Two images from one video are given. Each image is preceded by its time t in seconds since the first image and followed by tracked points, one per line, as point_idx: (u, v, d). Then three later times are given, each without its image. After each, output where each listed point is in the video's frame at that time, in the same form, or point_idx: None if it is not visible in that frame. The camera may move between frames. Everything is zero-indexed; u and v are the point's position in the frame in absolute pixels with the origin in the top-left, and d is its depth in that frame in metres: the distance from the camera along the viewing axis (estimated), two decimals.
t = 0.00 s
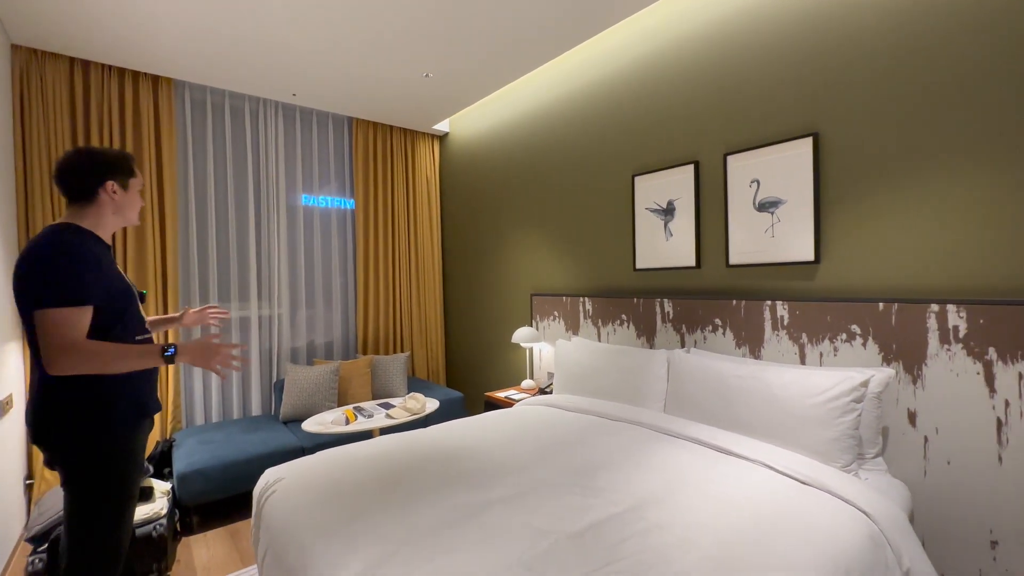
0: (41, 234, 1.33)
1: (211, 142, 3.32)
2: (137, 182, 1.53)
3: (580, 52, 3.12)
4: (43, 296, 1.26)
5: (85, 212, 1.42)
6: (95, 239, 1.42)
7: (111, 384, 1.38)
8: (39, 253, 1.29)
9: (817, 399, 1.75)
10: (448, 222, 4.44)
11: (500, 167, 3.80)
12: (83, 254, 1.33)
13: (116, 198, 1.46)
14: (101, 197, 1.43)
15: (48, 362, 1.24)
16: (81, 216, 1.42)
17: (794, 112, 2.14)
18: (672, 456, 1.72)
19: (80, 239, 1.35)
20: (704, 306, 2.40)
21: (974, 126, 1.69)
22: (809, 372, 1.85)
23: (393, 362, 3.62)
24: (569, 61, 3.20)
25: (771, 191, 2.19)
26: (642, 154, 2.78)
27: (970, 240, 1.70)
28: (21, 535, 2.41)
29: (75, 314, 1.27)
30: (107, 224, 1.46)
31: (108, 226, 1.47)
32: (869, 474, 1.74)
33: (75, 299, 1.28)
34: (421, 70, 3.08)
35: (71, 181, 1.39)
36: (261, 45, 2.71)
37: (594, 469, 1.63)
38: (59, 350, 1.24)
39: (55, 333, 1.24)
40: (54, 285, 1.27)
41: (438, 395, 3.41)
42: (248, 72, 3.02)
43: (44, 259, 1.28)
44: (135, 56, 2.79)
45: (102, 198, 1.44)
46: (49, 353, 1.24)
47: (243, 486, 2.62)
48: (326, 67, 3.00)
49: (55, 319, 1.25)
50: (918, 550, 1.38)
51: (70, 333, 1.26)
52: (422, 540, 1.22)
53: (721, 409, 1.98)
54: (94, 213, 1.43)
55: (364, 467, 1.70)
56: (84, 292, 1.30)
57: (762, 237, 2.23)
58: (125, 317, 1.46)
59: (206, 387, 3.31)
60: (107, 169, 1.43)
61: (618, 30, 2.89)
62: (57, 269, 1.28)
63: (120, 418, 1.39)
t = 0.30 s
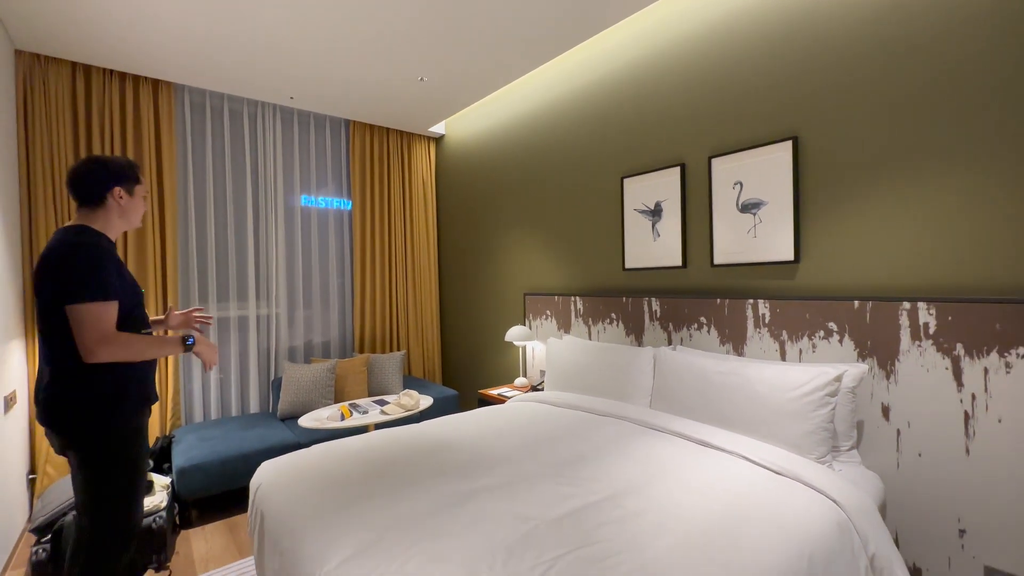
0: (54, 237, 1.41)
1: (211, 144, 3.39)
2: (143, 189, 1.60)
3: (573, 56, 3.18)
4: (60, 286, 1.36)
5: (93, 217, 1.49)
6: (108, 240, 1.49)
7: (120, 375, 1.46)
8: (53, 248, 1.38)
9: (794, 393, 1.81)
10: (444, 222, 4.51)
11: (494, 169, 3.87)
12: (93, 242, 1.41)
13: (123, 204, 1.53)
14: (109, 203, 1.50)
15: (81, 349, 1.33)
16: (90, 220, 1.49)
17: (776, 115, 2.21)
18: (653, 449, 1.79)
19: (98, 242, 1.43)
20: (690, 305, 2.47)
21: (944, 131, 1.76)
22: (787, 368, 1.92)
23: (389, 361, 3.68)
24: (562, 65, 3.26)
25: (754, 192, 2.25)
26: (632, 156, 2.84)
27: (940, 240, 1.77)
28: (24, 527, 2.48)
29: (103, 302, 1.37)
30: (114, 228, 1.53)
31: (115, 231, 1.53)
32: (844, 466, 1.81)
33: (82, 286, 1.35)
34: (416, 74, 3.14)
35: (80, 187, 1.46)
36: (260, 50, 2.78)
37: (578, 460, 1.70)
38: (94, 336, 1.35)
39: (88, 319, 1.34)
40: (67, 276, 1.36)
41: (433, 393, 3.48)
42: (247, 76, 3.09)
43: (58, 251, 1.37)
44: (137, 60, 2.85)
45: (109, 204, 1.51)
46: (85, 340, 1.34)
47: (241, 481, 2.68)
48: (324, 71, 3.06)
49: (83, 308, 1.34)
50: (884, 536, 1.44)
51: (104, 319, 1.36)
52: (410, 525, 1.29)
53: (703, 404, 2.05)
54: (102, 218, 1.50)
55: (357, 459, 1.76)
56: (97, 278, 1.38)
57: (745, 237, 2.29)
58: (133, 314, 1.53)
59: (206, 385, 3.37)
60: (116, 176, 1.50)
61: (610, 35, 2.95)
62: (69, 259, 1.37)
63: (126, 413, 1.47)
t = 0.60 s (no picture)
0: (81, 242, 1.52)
1: (215, 147, 3.46)
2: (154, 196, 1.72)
3: (570, 59, 3.24)
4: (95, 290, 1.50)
5: (108, 220, 1.60)
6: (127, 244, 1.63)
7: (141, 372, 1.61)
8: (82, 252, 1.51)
9: (780, 388, 1.87)
10: (444, 223, 4.57)
11: (494, 170, 3.93)
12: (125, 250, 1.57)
13: (135, 210, 1.64)
14: (122, 208, 1.61)
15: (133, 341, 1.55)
16: (105, 224, 1.60)
17: (765, 118, 2.28)
18: (644, 442, 1.85)
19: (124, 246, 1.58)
20: (683, 303, 2.53)
21: (928, 134, 1.82)
22: (774, 364, 1.98)
23: (390, 359, 3.74)
24: (559, 68, 3.32)
25: (744, 193, 2.32)
26: (627, 158, 2.91)
27: (924, 240, 1.82)
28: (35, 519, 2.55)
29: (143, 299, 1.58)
30: (126, 232, 1.64)
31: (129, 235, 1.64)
32: (829, 459, 1.87)
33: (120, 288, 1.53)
34: (416, 76, 3.21)
35: (99, 193, 1.58)
36: (265, 54, 2.85)
37: (570, 452, 1.76)
38: (142, 329, 1.56)
39: (133, 313, 1.54)
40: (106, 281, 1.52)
41: (433, 390, 3.54)
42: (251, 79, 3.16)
43: (91, 257, 1.51)
44: (144, 64, 2.93)
45: (123, 209, 1.62)
46: (137, 332, 1.55)
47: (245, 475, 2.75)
48: (325, 74, 3.13)
49: (128, 305, 1.54)
50: (865, 525, 1.50)
51: (146, 312, 1.58)
52: (408, 511, 1.35)
53: (694, 399, 2.11)
54: (116, 222, 1.61)
55: (357, 451, 1.82)
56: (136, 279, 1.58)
57: (736, 237, 2.35)
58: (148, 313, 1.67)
59: (210, 383, 3.44)
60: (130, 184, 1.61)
61: (606, 39, 3.01)
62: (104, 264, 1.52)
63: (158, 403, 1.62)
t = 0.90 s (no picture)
0: (124, 245, 1.62)
1: (224, 150, 3.55)
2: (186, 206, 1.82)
3: (572, 62, 3.30)
4: (142, 288, 1.61)
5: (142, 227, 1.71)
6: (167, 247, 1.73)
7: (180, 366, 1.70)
8: (127, 254, 1.61)
9: (774, 385, 1.93)
10: (447, 224, 4.64)
11: (496, 172, 3.99)
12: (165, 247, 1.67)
13: (167, 217, 1.74)
14: (154, 215, 1.71)
15: (187, 330, 1.68)
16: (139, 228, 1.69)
17: (760, 122, 2.34)
18: (642, 435, 1.91)
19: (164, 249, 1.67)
20: (681, 303, 2.59)
21: (918, 138, 1.87)
22: (768, 361, 2.04)
23: (394, 357, 3.81)
24: (561, 71, 3.38)
25: (740, 195, 2.38)
26: (627, 161, 2.97)
27: (913, 240, 1.88)
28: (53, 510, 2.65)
29: (186, 292, 1.70)
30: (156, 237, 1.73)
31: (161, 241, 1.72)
32: (822, 453, 1.93)
33: (165, 284, 1.64)
34: (421, 80, 3.28)
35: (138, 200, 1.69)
36: (273, 59, 2.93)
37: (570, 445, 1.83)
38: (192, 319, 1.69)
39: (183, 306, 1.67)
40: (153, 277, 1.62)
41: (437, 388, 3.61)
42: (259, 83, 3.23)
43: (137, 257, 1.61)
44: (156, 69, 3.01)
45: (154, 215, 1.72)
46: (189, 323, 1.68)
47: (254, 470, 2.82)
48: (332, 78, 3.20)
49: (175, 297, 1.66)
50: (853, 515, 1.56)
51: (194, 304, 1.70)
52: (414, 499, 1.42)
53: (690, 396, 2.17)
54: (148, 228, 1.70)
55: (364, 444, 1.89)
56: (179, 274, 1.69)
57: (732, 238, 2.42)
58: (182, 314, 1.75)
59: (218, 380, 3.52)
60: (164, 192, 1.71)
61: (607, 43, 3.07)
62: (149, 263, 1.63)
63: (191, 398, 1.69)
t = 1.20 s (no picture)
0: (178, 252, 1.83)
1: (233, 152, 3.63)
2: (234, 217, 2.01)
3: (573, 66, 3.37)
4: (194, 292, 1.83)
5: (193, 235, 1.90)
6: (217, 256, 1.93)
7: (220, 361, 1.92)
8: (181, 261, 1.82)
9: (768, 380, 2.00)
10: (451, 224, 4.71)
11: (499, 173, 4.06)
12: (214, 256, 1.88)
13: (214, 227, 1.93)
14: (203, 225, 1.90)
15: (220, 333, 1.86)
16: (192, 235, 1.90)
17: (756, 126, 2.41)
18: (641, 429, 1.98)
19: (214, 259, 1.89)
20: (680, 301, 2.65)
21: (909, 142, 1.93)
22: (763, 357, 2.11)
23: (399, 355, 3.89)
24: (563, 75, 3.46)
25: (737, 197, 2.44)
26: (627, 162, 3.03)
27: (904, 241, 1.95)
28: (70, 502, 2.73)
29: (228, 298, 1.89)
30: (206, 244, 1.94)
31: (210, 250, 1.91)
32: (815, 447, 1.99)
33: (211, 289, 1.85)
34: (425, 83, 3.35)
35: (194, 211, 1.89)
36: (282, 63, 3.00)
37: (571, 438, 1.89)
38: (227, 324, 1.87)
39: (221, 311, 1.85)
40: (203, 282, 1.84)
41: (441, 385, 3.69)
42: (268, 86, 3.31)
43: (190, 264, 1.83)
44: (168, 74, 3.09)
45: (205, 225, 1.92)
46: (223, 327, 1.86)
47: (264, 463, 2.90)
48: (338, 81, 3.28)
49: (218, 300, 1.85)
50: (843, 504, 1.62)
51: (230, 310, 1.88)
52: (423, 487, 1.49)
53: (688, 391, 2.23)
54: (200, 236, 1.91)
55: (374, 436, 1.97)
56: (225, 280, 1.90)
57: (730, 238, 2.48)
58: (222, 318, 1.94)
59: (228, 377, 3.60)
60: (215, 206, 1.91)
61: (608, 48, 3.14)
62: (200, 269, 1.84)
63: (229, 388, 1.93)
